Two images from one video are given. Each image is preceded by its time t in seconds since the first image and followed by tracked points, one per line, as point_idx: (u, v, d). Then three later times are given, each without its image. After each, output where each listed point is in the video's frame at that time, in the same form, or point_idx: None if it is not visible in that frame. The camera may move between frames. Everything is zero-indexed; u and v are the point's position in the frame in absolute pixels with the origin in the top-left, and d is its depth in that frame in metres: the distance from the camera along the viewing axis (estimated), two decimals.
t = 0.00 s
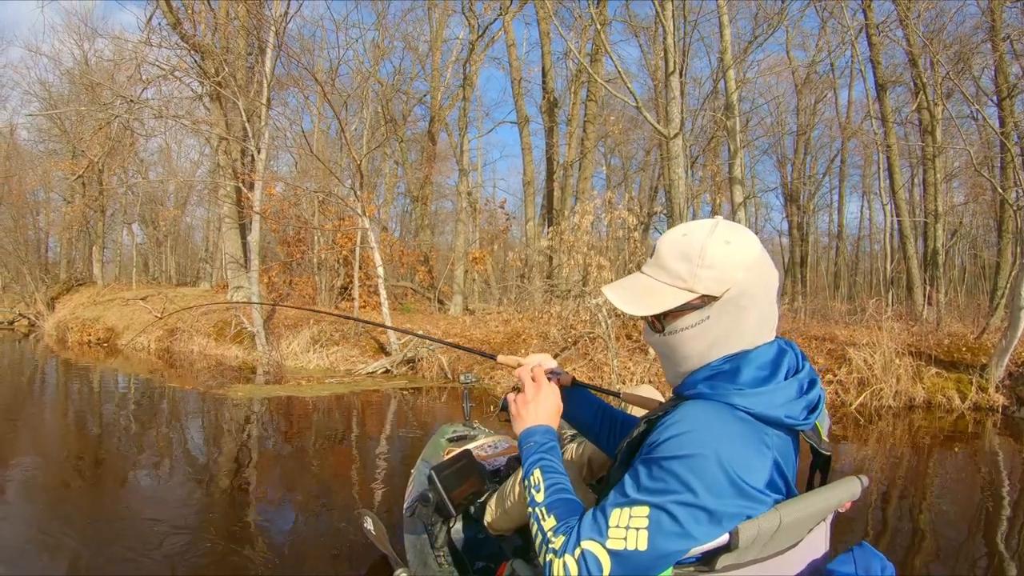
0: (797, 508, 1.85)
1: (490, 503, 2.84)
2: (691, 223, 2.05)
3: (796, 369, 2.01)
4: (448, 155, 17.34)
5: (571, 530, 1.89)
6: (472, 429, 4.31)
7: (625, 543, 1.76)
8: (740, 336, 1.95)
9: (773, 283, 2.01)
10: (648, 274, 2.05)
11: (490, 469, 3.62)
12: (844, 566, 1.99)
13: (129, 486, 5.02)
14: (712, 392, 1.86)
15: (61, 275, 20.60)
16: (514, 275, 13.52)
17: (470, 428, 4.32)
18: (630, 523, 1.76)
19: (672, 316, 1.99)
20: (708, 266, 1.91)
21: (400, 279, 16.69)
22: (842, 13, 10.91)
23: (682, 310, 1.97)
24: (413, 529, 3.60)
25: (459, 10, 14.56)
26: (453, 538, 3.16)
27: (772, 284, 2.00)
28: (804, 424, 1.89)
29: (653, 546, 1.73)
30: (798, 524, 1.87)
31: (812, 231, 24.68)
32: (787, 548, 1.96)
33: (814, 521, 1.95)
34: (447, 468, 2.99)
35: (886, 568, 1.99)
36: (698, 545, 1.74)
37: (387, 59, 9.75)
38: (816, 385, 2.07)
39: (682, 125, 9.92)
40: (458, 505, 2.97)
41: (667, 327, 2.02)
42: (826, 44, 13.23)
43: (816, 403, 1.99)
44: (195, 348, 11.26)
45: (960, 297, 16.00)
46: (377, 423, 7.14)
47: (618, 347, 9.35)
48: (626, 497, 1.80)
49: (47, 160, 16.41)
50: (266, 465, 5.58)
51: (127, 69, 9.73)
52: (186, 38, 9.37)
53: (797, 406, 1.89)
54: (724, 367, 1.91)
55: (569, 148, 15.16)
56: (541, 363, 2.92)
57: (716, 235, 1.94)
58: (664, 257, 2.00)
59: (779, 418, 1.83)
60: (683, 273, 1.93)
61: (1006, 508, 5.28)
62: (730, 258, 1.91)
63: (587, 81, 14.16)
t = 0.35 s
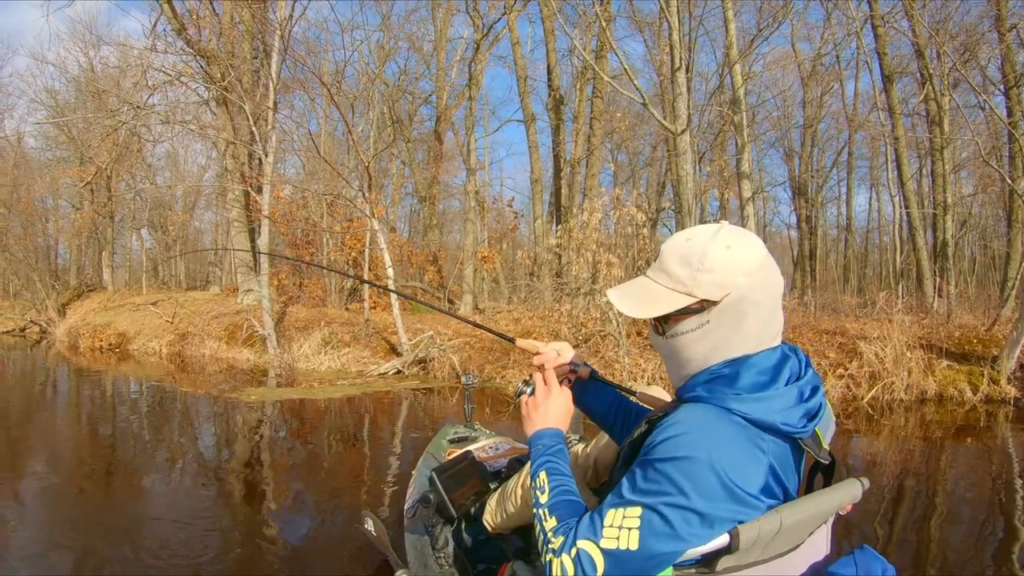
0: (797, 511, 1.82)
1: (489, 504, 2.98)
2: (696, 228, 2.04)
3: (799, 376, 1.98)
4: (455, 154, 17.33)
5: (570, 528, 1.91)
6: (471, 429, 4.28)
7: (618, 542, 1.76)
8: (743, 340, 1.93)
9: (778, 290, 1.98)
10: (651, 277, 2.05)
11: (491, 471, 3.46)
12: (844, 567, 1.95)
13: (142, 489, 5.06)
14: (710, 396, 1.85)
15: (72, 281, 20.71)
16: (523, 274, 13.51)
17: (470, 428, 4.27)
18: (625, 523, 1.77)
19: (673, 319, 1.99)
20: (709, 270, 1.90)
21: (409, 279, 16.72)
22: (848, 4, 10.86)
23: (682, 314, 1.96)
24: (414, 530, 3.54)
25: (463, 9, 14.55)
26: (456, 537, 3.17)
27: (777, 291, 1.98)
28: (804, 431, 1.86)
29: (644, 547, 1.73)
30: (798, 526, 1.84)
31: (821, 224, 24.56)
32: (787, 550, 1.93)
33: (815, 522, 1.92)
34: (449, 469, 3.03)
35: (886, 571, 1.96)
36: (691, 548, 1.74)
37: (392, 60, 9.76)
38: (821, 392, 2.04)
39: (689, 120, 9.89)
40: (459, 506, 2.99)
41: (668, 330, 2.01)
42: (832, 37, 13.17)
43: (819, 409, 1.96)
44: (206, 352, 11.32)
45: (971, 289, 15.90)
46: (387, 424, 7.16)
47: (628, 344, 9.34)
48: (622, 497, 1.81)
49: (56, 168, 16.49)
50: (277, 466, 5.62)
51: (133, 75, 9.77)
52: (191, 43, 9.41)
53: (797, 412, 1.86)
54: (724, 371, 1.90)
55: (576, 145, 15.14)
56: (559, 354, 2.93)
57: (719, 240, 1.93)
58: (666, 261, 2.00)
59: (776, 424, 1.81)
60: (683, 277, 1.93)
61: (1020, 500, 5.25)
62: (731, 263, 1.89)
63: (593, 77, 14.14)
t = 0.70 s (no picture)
0: (801, 509, 1.80)
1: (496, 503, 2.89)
2: (704, 228, 2.03)
3: (805, 376, 1.97)
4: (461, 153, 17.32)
5: (574, 524, 1.91)
6: (473, 428, 4.19)
7: (620, 538, 1.76)
8: (749, 342, 1.92)
9: (786, 290, 1.98)
10: (659, 277, 2.04)
11: (494, 470, 3.47)
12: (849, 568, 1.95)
13: (155, 491, 5.10)
14: (715, 394, 1.85)
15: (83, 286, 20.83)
16: (531, 271, 13.51)
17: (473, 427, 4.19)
18: (627, 519, 1.77)
19: (681, 319, 1.98)
20: (716, 271, 1.89)
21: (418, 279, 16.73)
22: None
23: (689, 314, 1.96)
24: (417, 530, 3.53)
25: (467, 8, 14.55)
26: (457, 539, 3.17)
27: (784, 291, 1.97)
28: (808, 431, 1.85)
29: (646, 543, 1.73)
30: (801, 525, 1.83)
31: (829, 216, 24.46)
32: (790, 550, 1.92)
33: (819, 521, 1.91)
34: (451, 470, 3.03)
35: (889, 569, 1.97)
36: (692, 546, 1.73)
37: (397, 60, 9.76)
38: (827, 392, 2.03)
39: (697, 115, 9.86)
40: (461, 507, 2.98)
41: (675, 330, 2.01)
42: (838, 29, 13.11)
43: (824, 409, 1.95)
44: (218, 355, 11.39)
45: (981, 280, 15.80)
46: (397, 423, 7.17)
47: (638, 340, 9.32)
48: (626, 494, 1.82)
49: (64, 173, 16.57)
50: (290, 467, 5.64)
51: (140, 80, 9.80)
52: (197, 47, 9.44)
53: (802, 413, 1.85)
54: (730, 370, 1.89)
55: (582, 142, 15.12)
56: (576, 337, 2.94)
57: (728, 241, 1.92)
58: (674, 261, 1.99)
59: (781, 423, 1.80)
60: (691, 277, 1.92)
61: None
62: (739, 264, 1.88)
63: (598, 73, 14.12)
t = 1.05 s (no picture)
0: (804, 503, 1.80)
1: (499, 502, 2.92)
2: (706, 224, 2.03)
3: (810, 372, 1.96)
4: (468, 152, 17.33)
5: (578, 520, 1.91)
6: (477, 426, 4.09)
7: (623, 532, 1.76)
8: (753, 338, 1.91)
9: (788, 286, 1.97)
10: (662, 273, 2.04)
11: (497, 467, 3.45)
12: (852, 560, 1.90)
13: (167, 491, 5.14)
14: (718, 390, 1.85)
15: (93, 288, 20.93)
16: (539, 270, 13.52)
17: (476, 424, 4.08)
18: (630, 514, 1.77)
19: (684, 316, 1.97)
20: (718, 267, 1.88)
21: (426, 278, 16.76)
22: None
23: (692, 311, 1.95)
24: (422, 530, 3.46)
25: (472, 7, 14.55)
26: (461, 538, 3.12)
27: (787, 288, 1.96)
28: (813, 426, 1.84)
29: (648, 537, 1.73)
30: (805, 519, 1.82)
31: (837, 211, 24.36)
32: (794, 543, 1.91)
33: (823, 514, 1.90)
34: (454, 468, 2.93)
35: (894, 563, 1.92)
36: (694, 542, 1.73)
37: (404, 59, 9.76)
38: (832, 387, 2.01)
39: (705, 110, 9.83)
40: (465, 504, 2.89)
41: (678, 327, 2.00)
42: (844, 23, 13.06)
43: (829, 404, 1.94)
44: (228, 355, 11.44)
45: (991, 274, 15.73)
46: (407, 422, 7.19)
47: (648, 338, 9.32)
48: (628, 489, 1.82)
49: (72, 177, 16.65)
50: (301, 467, 5.67)
51: (148, 83, 9.85)
52: (204, 50, 9.47)
53: (806, 408, 1.84)
54: (733, 366, 1.88)
55: (589, 140, 15.11)
56: (598, 317, 3.00)
57: (730, 238, 1.91)
58: (676, 257, 1.99)
59: (783, 419, 1.79)
60: (693, 273, 1.92)
61: None
62: (741, 260, 1.88)
63: (605, 71, 14.10)
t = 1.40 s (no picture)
0: (806, 500, 1.78)
1: (499, 501, 2.92)
2: (704, 223, 2.02)
3: (809, 370, 1.95)
4: (475, 152, 17.33)
5: (578, 518, 1.91)
6: (479, 424, 4.08)
7: (622, 531, 1.76)
8: (750, 339, 1.91)
9: (787, 284, 1.97)
10: (659, 275, 2.04)
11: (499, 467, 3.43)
12: (854, 556, 1.88)
13: (176, 491, 5.17)
14: (717, 389, 1.84)
15: (101, 289, 21.01)
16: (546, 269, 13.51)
17: (479, 423, 4.08)
18: (629, 512, 1.77)
19: (683, 317, 1.97)
20: (714, 268, 1.88)
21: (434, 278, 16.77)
22: None
23: (690, 312, 1.95)
24: (425, 528, 3.48)
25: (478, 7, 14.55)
26: (464, 536, 3.10)
27: (785, 286, 1.95)
28: (812, 426, 1.83)
29: (647, 536, 1.73)
30: (807, 516, 1.80)
31: (845, 210, 24.27)
32: (795, 542, 1.89)
33: (825, 512, 1.89)
34: (456, 468, 2.93)
35: (897, 559, 1.89)
36: (695, 540, 1.71)
37: (411, 60, 9.77)
38: (832, 386, 2.00)
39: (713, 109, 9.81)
40: (468, 504, 2.90)
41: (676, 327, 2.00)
42: (851, 21, 13.01)
43: (829, 403, 1.92)
44: (238, 355, 11.50)
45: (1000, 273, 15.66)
46: (415, 422, 7.20)
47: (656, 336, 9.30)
48: (629, 489, 1.82)
49: (80, 179, 16.71)
50: (309, 466, 5.69)
51: (155, 84, 9.88)
52: (212, 52, 9.51)
53: (805, 408, 1.83)
54: (732, 365, 1.88)
55: (596, 139, 15.10)
56: (602, 310, 2.96)
57: (726, 237, 1.91)
58: (673, 258, 1.99)
59: (782, 419, 1.79)
60: (690, 275, 1.92)
61: None
62: (738, 260, 1.87)
63: (611, 71, 14.09)
